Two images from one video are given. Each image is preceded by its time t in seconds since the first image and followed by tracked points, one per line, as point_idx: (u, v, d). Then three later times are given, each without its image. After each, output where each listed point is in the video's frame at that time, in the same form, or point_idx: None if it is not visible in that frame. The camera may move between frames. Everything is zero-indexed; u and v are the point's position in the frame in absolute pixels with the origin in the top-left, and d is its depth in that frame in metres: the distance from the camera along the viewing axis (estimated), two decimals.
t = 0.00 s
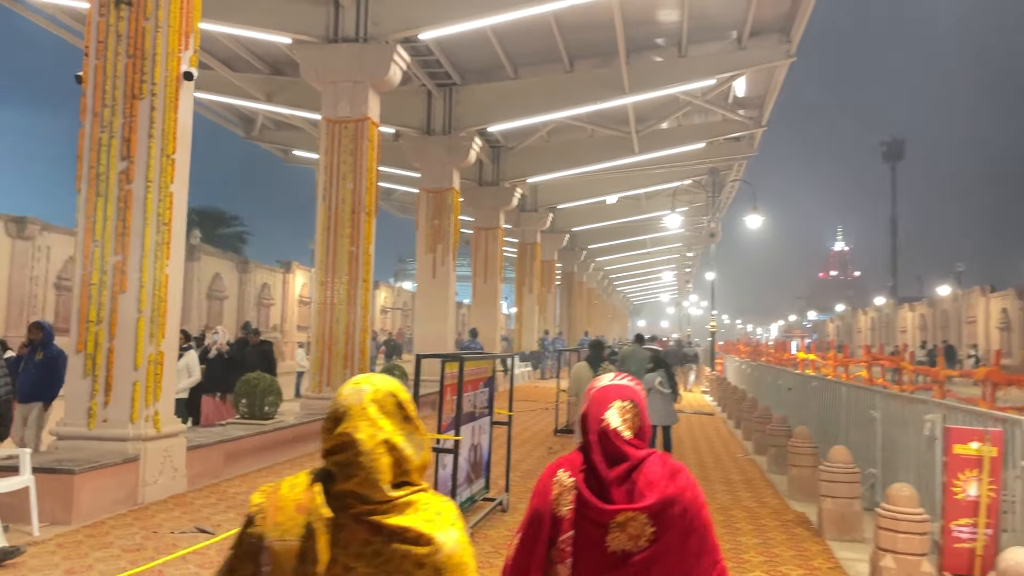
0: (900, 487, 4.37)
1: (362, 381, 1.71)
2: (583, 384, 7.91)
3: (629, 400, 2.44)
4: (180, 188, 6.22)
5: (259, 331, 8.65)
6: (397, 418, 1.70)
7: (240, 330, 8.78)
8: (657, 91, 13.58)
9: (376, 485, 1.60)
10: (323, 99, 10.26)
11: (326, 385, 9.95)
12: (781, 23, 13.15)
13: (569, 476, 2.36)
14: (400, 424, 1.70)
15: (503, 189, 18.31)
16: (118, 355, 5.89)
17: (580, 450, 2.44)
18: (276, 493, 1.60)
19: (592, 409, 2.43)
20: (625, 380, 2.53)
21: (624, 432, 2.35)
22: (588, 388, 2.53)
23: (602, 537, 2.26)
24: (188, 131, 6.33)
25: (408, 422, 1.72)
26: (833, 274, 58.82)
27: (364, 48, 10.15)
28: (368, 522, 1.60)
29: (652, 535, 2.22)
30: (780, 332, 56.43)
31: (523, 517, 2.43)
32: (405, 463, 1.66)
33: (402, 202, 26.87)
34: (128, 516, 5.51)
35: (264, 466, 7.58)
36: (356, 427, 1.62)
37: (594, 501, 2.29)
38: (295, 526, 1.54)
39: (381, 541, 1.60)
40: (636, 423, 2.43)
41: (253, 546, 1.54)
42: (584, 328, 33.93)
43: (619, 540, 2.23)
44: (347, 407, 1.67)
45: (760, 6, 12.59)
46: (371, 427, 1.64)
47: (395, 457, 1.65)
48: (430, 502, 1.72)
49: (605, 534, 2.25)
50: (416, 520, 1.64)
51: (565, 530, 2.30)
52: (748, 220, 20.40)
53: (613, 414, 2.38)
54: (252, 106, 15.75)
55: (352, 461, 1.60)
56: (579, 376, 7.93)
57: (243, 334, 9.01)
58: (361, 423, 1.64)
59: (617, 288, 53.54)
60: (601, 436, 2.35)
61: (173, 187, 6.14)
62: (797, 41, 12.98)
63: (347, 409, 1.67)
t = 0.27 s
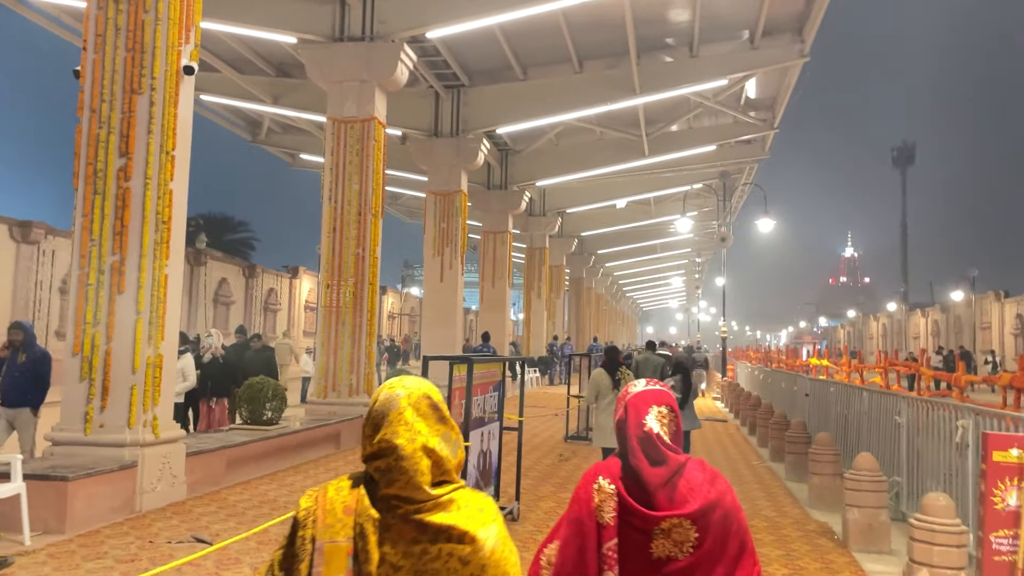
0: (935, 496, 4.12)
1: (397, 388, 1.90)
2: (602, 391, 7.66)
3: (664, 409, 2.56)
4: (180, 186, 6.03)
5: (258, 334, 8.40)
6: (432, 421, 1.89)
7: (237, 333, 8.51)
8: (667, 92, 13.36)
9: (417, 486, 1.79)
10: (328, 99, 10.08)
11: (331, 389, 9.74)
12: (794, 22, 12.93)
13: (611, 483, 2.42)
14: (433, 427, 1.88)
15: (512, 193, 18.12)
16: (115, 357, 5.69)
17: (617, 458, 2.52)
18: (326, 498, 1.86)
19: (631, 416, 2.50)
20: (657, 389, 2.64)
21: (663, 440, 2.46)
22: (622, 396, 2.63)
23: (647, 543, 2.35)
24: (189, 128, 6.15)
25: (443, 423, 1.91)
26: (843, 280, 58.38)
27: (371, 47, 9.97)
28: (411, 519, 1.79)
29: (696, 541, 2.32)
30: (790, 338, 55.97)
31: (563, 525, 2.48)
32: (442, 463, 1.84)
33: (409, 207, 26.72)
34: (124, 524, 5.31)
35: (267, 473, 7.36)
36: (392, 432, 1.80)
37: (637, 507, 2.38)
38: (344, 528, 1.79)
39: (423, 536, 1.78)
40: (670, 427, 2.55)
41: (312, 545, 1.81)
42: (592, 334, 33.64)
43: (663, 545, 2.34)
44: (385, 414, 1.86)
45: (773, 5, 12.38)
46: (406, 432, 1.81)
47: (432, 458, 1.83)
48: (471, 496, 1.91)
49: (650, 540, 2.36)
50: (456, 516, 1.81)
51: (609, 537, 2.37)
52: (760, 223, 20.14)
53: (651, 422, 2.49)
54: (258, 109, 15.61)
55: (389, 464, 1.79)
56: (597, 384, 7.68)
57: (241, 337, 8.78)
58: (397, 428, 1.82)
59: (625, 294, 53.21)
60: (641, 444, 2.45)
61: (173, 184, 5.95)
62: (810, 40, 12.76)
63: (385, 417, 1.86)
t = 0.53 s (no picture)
0: (955, 520, 3.92)
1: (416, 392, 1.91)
2: (605, 404, 7.46)
3: (677, 416, 2.60)
4: (163, 195, 5.81)
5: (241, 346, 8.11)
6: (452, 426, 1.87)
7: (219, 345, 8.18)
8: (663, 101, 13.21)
9: (432, 491, 1.77)
10: (320, 107, 9.87)
11: (322, 404, 9.48)
12: (791, 31, 12.81)
13: (624, 490, 2.53)
14: (454, 430, 1.86)
15: (506, 203, 17.94)
16: (93, 373, 5.44)
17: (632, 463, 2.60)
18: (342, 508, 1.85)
19: (642, 426, 2.58)
20: (673, 394, 2.69)
21: (674, 447, 2.51)
22: (638, 402, 2.71)
23: (659, 548, 2.44)
24: (174, 134, 5.96)
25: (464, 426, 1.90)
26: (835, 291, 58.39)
27: (363, 54, 9.78)
28: (427, 523, 1.76)
29: (706, 546, 2.39)
30: (783, 349, 55.87)
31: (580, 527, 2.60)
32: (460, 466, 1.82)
33: (402, 217, 26.52)
34: (102, 548, 5.06)
35: (254, 492, 7.11)
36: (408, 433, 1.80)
37: (648, 513, 2.46)
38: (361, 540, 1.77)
39: (438, 541, 1.76)
40: (683, 433, 2.57)
41: (331, 559, 1.80)
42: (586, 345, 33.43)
43: (674, 550, 2.41)
44: (405, 418, 1.87)
45: (771, 14, 12.25)
46: (421, 435, 1.81)
47: (450, 462, 1.81)
48: (490, 502, 1.89)
49: (662, 545, 2.43)
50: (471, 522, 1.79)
51: (622, 541, 2.47)
52: (755, 234, 20.02)
53: (662, 430, 2.55)
54: (249, 118, 15.38)
55: (406, 466, 1.77)
56: (599, 396, 7.51)
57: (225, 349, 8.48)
58: (413, 431, 1.82)
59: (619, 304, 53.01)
60: (650, 453, 2.52)
61: (156, 193, 5.73)
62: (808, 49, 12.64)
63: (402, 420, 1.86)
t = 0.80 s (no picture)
0: (968, 531, 3.74)
1: (451, 409, 1.83)
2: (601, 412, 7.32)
3: (692, 429, 2.56)
4: (139, 195, 5.60)
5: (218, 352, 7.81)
6: (489, 441, 1.81)
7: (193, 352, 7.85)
8: (655, 104, 13.07)
9: (464, 512, 1.75)
10: (305, 108, 9.66)
11: (307, 411, 9.21)
12: (783, 33, 12.70)
13: (638, 501, 2.54)
14: (490, 448, 1.80)
15: (496, 208, 17.75)
16: (65, 381, 5.20)
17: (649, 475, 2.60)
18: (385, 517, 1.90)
19: (655, 438, 2.58)
20: (690, 408, 2.67)
21: (685, 459, 2.50)
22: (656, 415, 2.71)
23: (671, 559, 2.41)
24: (150, 132, 5.74)
25: (499, 445, 1.82)
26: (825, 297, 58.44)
27: (350, 54, 9.58)
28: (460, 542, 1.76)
29: (718, 558, 2.35)
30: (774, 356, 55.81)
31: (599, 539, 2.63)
32: (493, 487, 1.77)
33: (391, 222, 26.32)
34: (71, 563, 4.81)
35: (235, 503, 6.87)
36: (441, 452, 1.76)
37: (658, 524, 2.45)
38: (395, 553, 1.80)
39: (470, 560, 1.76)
40: (696, 448, 2.54)
41: (370, 564, 1.84)
42: (577, 352, 33.21)
43: (686, 562, 2.38)
44: (441, 433, 1.81)
45: (763, 15, 12.14)
46: (454, 455, 1.76)
47: (484, 482, 1.78)
48: (528, 519, 1.85)
49: (674, 557, 2.41)
50: (503, 541, 1.77)
51: (635, 552, 2.47)
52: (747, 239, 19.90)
53: (674, 442, 2.53)
54: (235, 121, 15.15)
55: (440, 486, 1.75)
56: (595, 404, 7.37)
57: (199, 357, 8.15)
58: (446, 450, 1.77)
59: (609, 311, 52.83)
60: (662, 464, 2.51)
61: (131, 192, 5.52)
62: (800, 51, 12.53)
63: (438, 438, 1.81)
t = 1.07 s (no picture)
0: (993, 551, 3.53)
1: (492, 403, 1.98)
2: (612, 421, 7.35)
3: (712, 425, 2.71)
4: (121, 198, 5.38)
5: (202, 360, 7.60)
6: (525, 434, 1.95)
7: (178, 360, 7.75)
8: (655, 109, 12.88)
9: (512, 493, 1.84)
10: (299, 111, 9.46)
11: (301, 421, 8.96)
12: (785, 37, 12.53)
13: (663, 495, 2.66)
14: (528, 440, 1.95)
15: (495, 214, 17.55)
16: (43, 391, 4.98)
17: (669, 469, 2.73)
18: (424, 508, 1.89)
19: (677, 433, 2.72)
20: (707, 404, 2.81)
21: (709, 454, 2.65)
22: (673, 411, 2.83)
23: (698, 550, 2.56)
24: (135, 133, 5.54)
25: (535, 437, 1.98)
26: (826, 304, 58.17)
27: (345, 56, 9.39)
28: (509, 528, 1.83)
29: (744, 548, 2.51)
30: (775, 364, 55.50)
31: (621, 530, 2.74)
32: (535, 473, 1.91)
33: (389, 230, 26.13)
34: None
35: (224, 517, 6.65)
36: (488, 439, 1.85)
37: (685, 516, 2.58)
38: (446, 537, 1.81)
39: (519, 543, 1.82)
40: (717, 443, 2.68)
41: (412, 558, 1.83)
42: (577, 360, 32.95)
43: (714, 552, 2.53)
44: (481, 426, 1.94)
45: (764, 19, 11.97)
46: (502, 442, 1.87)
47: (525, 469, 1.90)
48: (561, 510, 1.97)
49: (700, 547, 2.55)
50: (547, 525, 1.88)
51: (661, 543, 2.60)
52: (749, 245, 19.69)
53: (697, 437, 2.66)
54: (230, 127, 14.97)
55: (488, 473, 1.84)
56: (607, 412, 7.42)
57: (179, 366, 7.92)
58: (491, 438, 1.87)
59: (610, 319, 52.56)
60: (686, 459, 2.65)
61: (113, 195, 5.30)
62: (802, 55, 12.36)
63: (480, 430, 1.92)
